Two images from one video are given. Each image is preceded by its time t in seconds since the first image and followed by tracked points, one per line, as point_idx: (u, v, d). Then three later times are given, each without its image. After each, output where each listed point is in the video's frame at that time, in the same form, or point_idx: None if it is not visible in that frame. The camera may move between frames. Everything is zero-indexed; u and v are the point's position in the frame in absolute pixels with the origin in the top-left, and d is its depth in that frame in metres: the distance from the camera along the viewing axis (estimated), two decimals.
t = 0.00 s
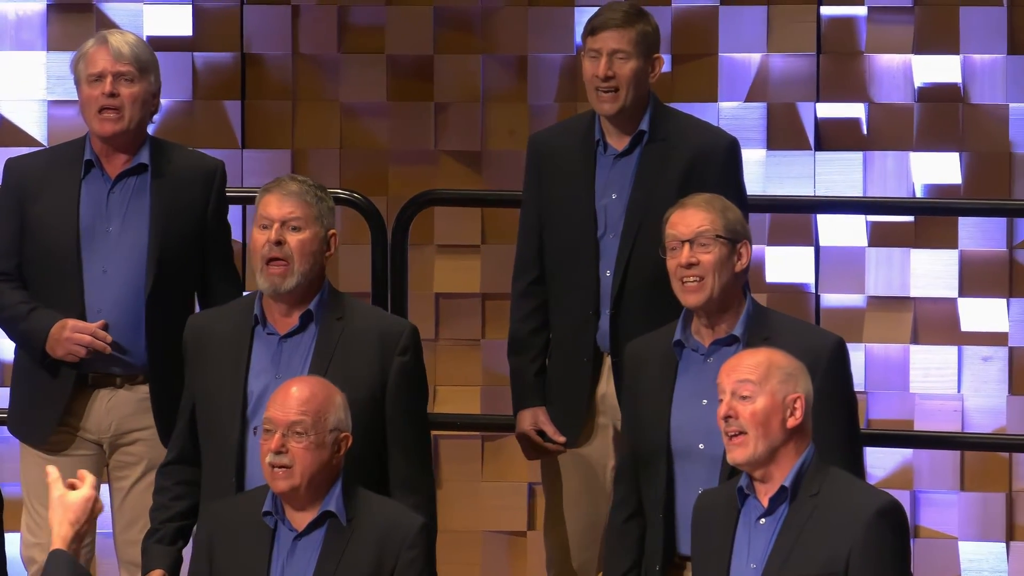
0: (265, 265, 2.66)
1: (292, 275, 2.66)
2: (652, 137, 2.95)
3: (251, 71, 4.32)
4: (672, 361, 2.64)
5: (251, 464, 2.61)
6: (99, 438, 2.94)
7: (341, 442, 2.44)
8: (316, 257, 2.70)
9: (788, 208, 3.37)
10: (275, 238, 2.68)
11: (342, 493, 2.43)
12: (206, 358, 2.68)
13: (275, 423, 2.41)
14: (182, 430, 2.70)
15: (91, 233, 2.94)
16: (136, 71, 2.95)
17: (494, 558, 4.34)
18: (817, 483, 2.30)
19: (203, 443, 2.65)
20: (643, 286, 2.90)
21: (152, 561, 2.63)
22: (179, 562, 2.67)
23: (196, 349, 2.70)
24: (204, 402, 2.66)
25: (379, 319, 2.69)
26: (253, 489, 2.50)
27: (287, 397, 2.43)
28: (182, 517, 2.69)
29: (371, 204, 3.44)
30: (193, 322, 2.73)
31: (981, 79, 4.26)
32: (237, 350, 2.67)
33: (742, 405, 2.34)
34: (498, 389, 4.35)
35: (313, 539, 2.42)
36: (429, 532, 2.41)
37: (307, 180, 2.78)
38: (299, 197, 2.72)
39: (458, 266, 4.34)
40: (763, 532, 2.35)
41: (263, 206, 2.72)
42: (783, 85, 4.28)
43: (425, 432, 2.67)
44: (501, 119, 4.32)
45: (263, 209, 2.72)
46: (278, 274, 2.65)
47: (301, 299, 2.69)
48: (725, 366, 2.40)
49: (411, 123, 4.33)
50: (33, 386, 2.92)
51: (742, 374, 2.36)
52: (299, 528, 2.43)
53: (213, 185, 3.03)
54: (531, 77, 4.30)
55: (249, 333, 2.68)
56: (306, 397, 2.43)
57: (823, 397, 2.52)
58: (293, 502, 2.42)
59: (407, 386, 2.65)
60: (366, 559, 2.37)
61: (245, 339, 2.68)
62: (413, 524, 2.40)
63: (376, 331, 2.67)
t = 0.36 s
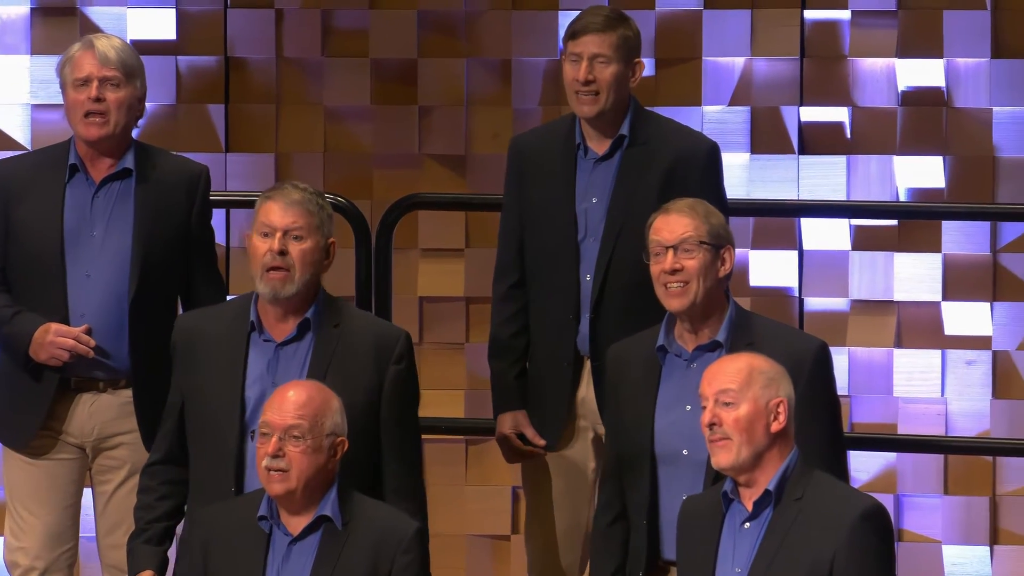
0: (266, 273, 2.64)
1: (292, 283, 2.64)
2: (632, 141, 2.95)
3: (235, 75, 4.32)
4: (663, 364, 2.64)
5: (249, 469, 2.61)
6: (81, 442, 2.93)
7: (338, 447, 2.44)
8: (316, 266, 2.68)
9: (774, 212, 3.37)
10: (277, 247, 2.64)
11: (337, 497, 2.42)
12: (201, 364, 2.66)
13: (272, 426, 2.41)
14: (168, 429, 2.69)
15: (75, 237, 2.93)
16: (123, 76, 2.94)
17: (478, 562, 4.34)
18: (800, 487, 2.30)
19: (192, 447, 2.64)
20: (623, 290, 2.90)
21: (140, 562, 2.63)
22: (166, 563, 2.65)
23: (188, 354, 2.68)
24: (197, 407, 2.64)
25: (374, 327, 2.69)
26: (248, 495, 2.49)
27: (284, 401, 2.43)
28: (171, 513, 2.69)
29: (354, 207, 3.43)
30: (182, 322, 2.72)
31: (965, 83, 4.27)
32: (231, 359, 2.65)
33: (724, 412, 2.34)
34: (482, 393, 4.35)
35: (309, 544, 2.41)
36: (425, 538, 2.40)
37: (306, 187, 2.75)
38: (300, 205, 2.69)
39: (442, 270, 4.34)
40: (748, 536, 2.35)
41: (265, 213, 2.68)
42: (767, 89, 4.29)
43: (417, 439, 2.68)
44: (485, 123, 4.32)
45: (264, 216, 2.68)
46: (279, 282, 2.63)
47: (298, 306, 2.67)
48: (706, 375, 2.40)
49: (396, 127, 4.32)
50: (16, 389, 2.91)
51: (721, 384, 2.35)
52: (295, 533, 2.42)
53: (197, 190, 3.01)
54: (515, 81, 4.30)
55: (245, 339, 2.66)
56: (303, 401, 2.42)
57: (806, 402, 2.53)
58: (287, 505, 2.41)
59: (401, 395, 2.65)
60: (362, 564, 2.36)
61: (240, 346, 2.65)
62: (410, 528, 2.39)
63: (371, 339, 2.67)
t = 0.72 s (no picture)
0: (245, 290, 2.60)
1: (271, 302, 2.60)
2: (613, 145, 2.95)
3: (219, 79, 4.31)
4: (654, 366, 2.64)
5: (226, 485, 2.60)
6: (68, 446, 2.93)
7: (335, 452, 2.44)
8: (295, 284, 2.65)
9: (759, 216, 3.38)
10: (259, 265, 2.60)
11: (333, 502, 2.42)
12: (174, 381, 2.63)
13: (270, 431, 2.40)
14: (134, 441, 2.65)
15: (62, 242, 2.92)
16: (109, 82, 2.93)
17: (463, 566, 4.34)
18: (785, 492, 2.29)
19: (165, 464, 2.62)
20: (603, 295, 2.90)
21: None
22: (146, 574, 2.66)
23: (158, 369, 2.66)
24: (168, 421, 2.62)
25: (347, 344, 2.68)
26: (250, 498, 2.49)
27: (281, 406, 2.42)
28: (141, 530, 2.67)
29: (339, 210, 3.43)
30: (151, 335, 2.69)
31: (949, 87, 4.29)
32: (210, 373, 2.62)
33: (713, 416, 2.33)
34: (467, 397, 4.34)
35: (305, 549, 2.42)
36: (420, 541, 2.41)
37: (286, 203, 2.71)
38: (282, 223, 2.65)
39: (427, 274, 4.34)
40: (733, 541, 2.35)
41: (245, 229, 2.64)
42: (752, 92, 4.30)
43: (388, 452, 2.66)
44: (470, 127, 4.32)
45: (245, 232, 2.64)
46: (259, 301, 2.59)
47: (275, 323, 2.64)
48: (693, 378, 2.40)
49: (381, 131, 4.32)
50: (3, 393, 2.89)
51: (708, 390, 2.35)
52: (291, 538, 2.42)
53: (181, 193, 3.01)
54: (500, 86, 4.30)
55: (221, 355, 2.63)
56: (301, 405, 2.42)
57: (795, 408, 2.50)
58: (284, 511, 2.41)
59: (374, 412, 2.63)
60: (358, 568, 2.37)
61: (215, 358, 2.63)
62: (405, 531, 2.40)
63: (345, 355, 2.66)
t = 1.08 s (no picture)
0: (207, 283, 2.64)
1: (233, 294, 2.65)
2: (594, 146, 2.96)
3: (205, 81, 4.30)
4: (645, 368, 2.63)
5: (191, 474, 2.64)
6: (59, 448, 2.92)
7: (332, 454, 2.49)
8: (255, 276, 2.69)
9: (744, 219, 3.38)
10: (220, 257, 2.64)
11: (328, 501, 2.46)
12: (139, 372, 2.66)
13: (271, 430, 2.45)
14: (94, 432, 2.66)
15: (50, 239, 2.91)
16: (95, 77, 2.93)
17: (450, 569, 4.33)
18: (774, 492, 2.30)
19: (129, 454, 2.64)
20: (584, 295, 2.90)
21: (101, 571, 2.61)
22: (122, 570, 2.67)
23: (121, 362, 2.67)
24: (130, 411, 2.65)
25: (308, 335, 2.73)
26: (238, 497, 2.52)
27: (279, 406, 2.46)
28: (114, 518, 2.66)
29: (326, 214, 3.42)
30: (112, 327, 2.70)
31: (934, 90, 4.30)
32: (174, 364, 2.65)
33: (717, 409, 2.34)
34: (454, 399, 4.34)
35: (297, 546, 2.45)
36: (412, 538, 2.46)
37: (246, 196, 2.76)
38: (242, 216, 2.69)
39: (414, 276, 4.33)
40: (721, 541, 2.35)
41: (206, 222, 2.68)
42: (737, 95, 4.31)
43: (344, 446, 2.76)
44: (456, 130, 4.31)
45: (206, 224, 2.68)
46: (220, 295, 2.63)
47: (235, 315, 2.68)
48: (699, 373, 2.41)
49: (367, 133, 4.31)
50: None
51: (715, 383, 2.36)
52: (284, 535, 2.45)
53: (168, 190, 2.99)
54: (486, 88, 4.29)
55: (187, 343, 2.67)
56: (301, 406, 2.47)
57: (792, 409, 2.47)
58: (280, 510, 2.45)
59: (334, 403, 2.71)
60: (351, 564, 2.41)
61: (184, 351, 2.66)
62: (397, 529, 2.44)
63: (305, 346, 2.72)
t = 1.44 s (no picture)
0: (159, 279, 2.69)
1: (186, 290, 2.70)
2: (576, 146, 2.95)
3: (191, 81, 4.30)
4: (633, 370, 2.63)
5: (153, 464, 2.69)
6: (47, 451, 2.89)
7: (317, 454, 2.51)
8: (208, 269, 2.74)
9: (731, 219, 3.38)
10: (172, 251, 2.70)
11: (312, 501, 2.48)
12: (97, 365, 2.72)
13: (255, 429, 2.47)
14: (54, 431, 2.73)
15: (35, 240, 2.90)
16: (77, 81, 2.92)
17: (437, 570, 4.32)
18: (765, 491, 2.30)
19: (89, 446, 2.71)
20: (562, 293, 2.89)
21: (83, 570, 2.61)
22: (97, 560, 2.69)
23: (79, 356, 2.74)
24: (88, 408, 2.72)
25: (266, 328, 2.80)
26: (224, 498, 2.52)
27: (265, 405, 2.50)
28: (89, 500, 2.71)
29: (312, 215, 3.41)
30: (69, 324, 2.77)
31: (920, 91, 4.30)
32: (132, 359, 2.71)
33: (707, 410, 2.35)
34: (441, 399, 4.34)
35: (282, 546, 2.46)
36: (398, 538, 2.48)
37: (197, 191, 2.81)
38: (192, 209, 2.75)
39: (401, 276, 4.33)
40: (711, 540, 2.35)
41: (157, 216, 2.74)
42: (724, 95, 4.32)
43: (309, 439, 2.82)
44: (442, 130, 4.31)
45: (157, 219, 2.73)
46: (173, 291, 2.69)
47: (190, 309, 2.75)
48: (690, 374, 2.41)
49: (353, 133, 4.31)
50: None
51: (706, 384, 2.36)
52: (268, 535, 2.47)
53: (153, 191, 2.97)
54: (472, 88, 4.28)
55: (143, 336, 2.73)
56: (286, 405, 2.50)
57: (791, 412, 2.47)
58: (264, 510, 2.46)
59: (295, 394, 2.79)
60: (335, 564, 2.42)
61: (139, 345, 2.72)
62: (382, 530, 2.45)
63: (264, 337, 2.79)
